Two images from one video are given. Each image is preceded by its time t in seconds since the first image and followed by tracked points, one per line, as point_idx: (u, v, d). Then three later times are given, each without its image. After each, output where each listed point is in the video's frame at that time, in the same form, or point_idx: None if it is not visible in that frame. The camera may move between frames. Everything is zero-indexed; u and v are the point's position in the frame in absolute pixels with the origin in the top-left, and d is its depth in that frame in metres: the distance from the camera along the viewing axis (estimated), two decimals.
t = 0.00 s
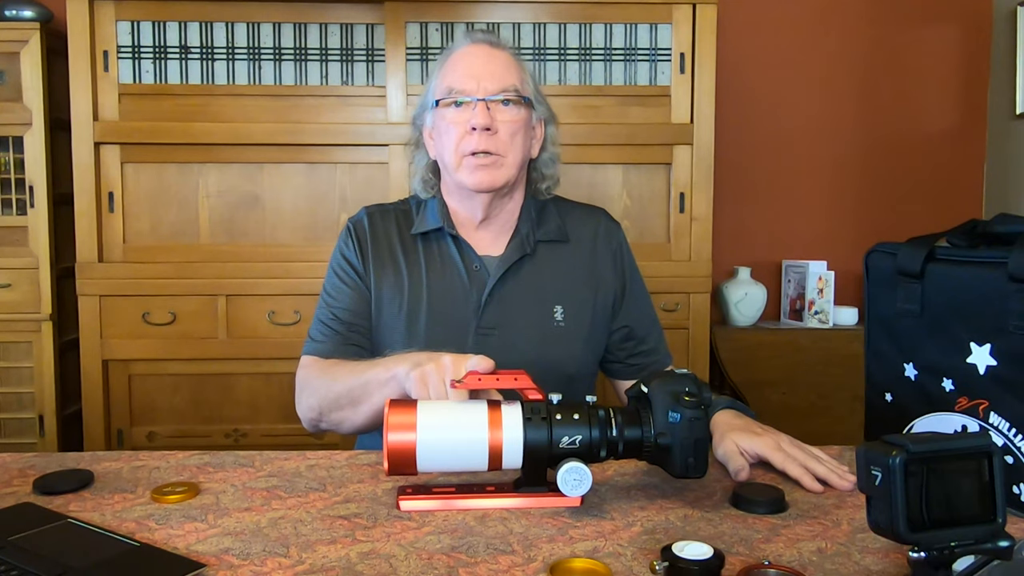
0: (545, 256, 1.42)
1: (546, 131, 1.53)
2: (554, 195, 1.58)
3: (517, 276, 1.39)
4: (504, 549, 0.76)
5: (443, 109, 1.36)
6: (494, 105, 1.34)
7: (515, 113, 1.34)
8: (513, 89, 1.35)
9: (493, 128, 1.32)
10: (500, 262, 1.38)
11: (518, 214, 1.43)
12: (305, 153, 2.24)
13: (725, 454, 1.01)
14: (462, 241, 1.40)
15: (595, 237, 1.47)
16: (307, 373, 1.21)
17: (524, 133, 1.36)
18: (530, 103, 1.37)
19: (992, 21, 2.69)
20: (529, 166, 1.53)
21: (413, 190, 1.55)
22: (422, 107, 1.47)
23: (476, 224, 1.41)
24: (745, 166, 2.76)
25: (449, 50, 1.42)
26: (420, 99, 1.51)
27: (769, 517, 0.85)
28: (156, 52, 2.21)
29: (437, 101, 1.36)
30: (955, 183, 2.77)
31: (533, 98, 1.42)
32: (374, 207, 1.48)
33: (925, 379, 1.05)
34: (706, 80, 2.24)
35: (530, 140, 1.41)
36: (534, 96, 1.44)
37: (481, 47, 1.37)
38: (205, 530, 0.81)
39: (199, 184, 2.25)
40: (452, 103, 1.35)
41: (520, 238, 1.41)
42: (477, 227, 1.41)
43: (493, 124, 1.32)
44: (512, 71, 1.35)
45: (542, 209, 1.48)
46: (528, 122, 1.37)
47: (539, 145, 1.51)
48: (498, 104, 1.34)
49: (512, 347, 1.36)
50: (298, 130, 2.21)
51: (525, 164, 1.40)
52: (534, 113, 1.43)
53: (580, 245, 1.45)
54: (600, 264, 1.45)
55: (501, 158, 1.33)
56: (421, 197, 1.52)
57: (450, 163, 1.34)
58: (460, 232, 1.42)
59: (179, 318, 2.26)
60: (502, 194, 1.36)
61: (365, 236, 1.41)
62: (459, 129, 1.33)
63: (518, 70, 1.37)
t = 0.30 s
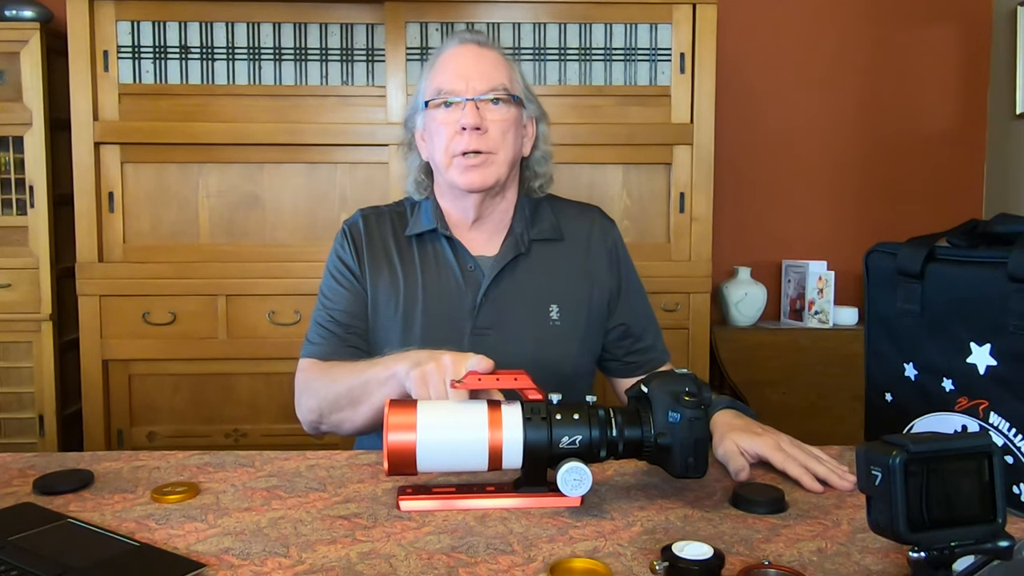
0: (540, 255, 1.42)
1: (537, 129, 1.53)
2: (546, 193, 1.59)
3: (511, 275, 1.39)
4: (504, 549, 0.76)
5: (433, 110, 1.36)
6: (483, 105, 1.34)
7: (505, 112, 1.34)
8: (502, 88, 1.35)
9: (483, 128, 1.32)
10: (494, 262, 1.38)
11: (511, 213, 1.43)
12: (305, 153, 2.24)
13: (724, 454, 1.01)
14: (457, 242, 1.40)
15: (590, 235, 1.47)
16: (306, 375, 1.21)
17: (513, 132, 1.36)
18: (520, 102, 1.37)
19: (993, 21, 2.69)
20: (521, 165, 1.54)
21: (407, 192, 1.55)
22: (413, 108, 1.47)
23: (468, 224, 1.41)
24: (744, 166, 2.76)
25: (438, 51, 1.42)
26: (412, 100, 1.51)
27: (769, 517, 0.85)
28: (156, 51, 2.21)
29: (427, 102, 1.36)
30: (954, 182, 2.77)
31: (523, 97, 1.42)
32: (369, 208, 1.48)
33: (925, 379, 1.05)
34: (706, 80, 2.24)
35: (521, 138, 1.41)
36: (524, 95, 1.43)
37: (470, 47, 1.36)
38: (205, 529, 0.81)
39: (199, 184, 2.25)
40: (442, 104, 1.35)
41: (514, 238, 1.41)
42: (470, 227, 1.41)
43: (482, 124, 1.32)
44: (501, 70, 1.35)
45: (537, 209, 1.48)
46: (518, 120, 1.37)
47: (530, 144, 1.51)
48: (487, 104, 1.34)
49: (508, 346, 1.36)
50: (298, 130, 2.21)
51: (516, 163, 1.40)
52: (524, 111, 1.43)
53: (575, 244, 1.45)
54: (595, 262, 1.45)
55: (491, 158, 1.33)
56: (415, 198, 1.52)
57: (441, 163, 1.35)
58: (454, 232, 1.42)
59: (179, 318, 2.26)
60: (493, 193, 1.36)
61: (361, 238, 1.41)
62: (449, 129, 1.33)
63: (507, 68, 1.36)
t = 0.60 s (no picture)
0: (538, 255, 1.42)
1: (534, 129, 1.54)
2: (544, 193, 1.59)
3: (509, 275, 1.39)
4: (504, 549, 0.76)
5: (429, 112, 1.36)
6: (479, 105, 1.34)
7: (501, 113, 1.34)
8: (498, 89, 1.35)
9: (479, 128, 1.32)
10: (492, 262, 1.39)
11: (509, 213, 1.44)
12: (305, 153, 2.24)
13: (724, 454, 1.01)
14: (455, 243, 1.39)
15: (588, 234, 1.47)
16: (306, 377, 1.21)
17: (510, 132, 1.36)
18: (516, 102, 1.37)
19: (992, 21, 2.69)
20: (518, 164, 1.54)
21: (404, 193, 1.55)
22: (410, 110, 1.47)
23: (466, 224, 1.41)
24: (744, 166, 2.76)
25: (434, 52, 1.42)
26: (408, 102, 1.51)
27: (769, 517, 0.85)
28: (156, 51, 2.21)
29: (423, 104, 1.36)
30: (954, 182, 2.77)
31: (519, 96, 1.42)
32: (367, 210, 1.48)
33: (925, 379, 1.05)
34: (706, 81, 2.24)
35: (517, 138, 1.42)
36: (520, 94, 1.44)
37: (465, 48, 1.36)
38: (205, 529, 0.81)
39: (199, 184, 2.25)
40: (438, 105, 1.35)
41: (512, 237, 1.41)
42: (468, 228, 1.42)
43: (478, 124, 1.32)
44: (496, 70, 1.35)
45: (535, 208, 1.48)
46: (514, 120, 1.37)
47: (527, 143, 1.51)
48: (483, 104, 1.34)
49: (506, 346, 1.36)
50: (298, 130, 2.21)
51: (513, 163, 1.40)
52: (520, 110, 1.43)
53: (572, 243, 1.45)
54: (593, 260, 1.45)
55: (488, 158, 1.33)
56: (412, 199, 1.52)
57: (438, 164, 1.35)
58: (451, 233, 1.42)
59: (179, 318, 2.26)
60: (490, 193, 1.36)
61: (358, 239, 1.41)
62: (445, 130, 1.33)
63: (503, 69, 1.37)
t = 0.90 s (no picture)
0: (538, 255, 1.42)
1: (533, 129, 1.54)
2: (544, 193, 1.59)
3: (509, 275, 1.39)
4: (504, 550, 0.76)
5: (428, 113, 1.36)
6: (478, 106, 1.34)
7: (499, 113, 1.34)
8: (496, 89, 1.35)
9: (478, 129, 1.32)
10: (492, 262, 1.39)
11: (509, 214, 1.44)
12: (305, 153, 2.24)
13: (724, 454, 1.01)
14: (455, 244, 1.39)
15: (588, 234, 1.47)
16: (307, 378, 1.21)
17: (509, 132, 1.36)
18: (515, 102, 1.37)
19: (993, 21, 2.69)
20: (518, 164, 1.54)
21: (404, 193, 1.55)
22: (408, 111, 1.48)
23: (466, 224, 1.41)
24: (744, 166, 2.76)
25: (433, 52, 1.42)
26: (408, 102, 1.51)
27: (769, 517, 0.85)
28: (156, 51, 2.21)
29: (422, 105, 1.36)
30: (955, 182, 2.77)
31: (518, 96, 1.42)
32: (367, 210, 1.48)
33: (925, 379, 1.05)
34: (706, 81, 2.24)
35: (517, 138, 1.42)
36: (519, 94, 1.44)
37: (463, 48, 1.36)
38: (205, 529, 0.81)
39: (199, 184, 2.25)
40: (437, 106, 1.35)
41: (512, 238, 1.41)
42: (467, 228, 1.42)
43: (477, 125, 1.32)
44: (494, 70, 1.35)
45: (535, 208, 1.48)
46: (513, 121, 1.37)
47: (527, 143, 1.51)
48: (482, 104, 1.34)
49: (506, 346, 1.36)
50: (298, 129, 2.21)
51: (513, 163, 1.40)
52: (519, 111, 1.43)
53: (572, 243, 1.45)
54: (593, 261, 1.45)
55: (487, 159, 1.33)
56: (412, 200, 1.52)
57: (437, 165, 1.35)
58: (451, 233, 1.42)
59: (179, 318, 2.26)
60: (490, 194, 1.36)
61: (358, 240, 1.41)
62: (444, 131, 1.33)
63: (501, 69, 1.37)
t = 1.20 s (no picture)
0: (538, 255, 1.42)
1: (533, 128, 1.54)
2: (544, 192, 1.59)
3: (510, 275, 1.39)
4: (504, 549, 0.76)
5: (426, 114, 1.36)
6: (476, 105, 1.34)
7: (497, 113, 1.34)
8: (494, 88, 1.35)
9: (476, 129, 1.32)
10: (493, 262, 1.39)
11: (509, 214, 1.44)
12: (305, 153, 2.24)
13: (724, 454, 1.01)
14: (455, 244, 1.39)
15: (589, 234, 1.47)
16: (307, 374, 1.20)
17: (507, 132, 1.36)
18: (513, 101, 1.37)
19: (993, 21, 2.69)
20: (518, 164, 1.54)
21: (404, 193, 1.55)
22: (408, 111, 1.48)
23: (466, 224, 1.41)
24: (744, 166, 2.76)
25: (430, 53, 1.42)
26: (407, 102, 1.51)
27: (769, 517, 0.85)
28: (156, 51, 2.21)
29: (420, 105, 1.36)
30: (955, 182, 2.77)
31: (516, 95, 1.42)
32: (368, 210, 1.48)
33: (925, 379, 1.05)
34: (706, 80, 2.24)
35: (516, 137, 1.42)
36: (518, 94, 1.44)
37: (460, 48, 1.36)
38: (205, 529, 0.81)
39: (199, 184, 2.25)
40: (435, 106, 1.35)
41: (512, 237, 1.41)
42: (468, 228, 1.41)
43: (475, 125, 1.32)
44: (492, 70, 1.35)
45: (536, 208, 1.48)
46: (512, 121, 1.37)
47: (527, 142, 1.51)
48: (480, 104, 1.34)
49: (507, 346, 1.36)
50: (298, 129, 2.21)
51: (512, 162, 1.40)
52: (518, 111, 1.43)
53: (573, 243, 1.45)
54: (594, 261, 1.45)
55: (485, 158, 1.33)
56: (412, 200, 1.52)
57: (436, 165, 1.35)
58: (452, 234, 1.42)
59: (180, 318, 2.26)
60: (489, 193, 1.36)
61: (360, 239, 1.41)
62: (442, 131, 1.33)
63: (499, 69, 1.36)
